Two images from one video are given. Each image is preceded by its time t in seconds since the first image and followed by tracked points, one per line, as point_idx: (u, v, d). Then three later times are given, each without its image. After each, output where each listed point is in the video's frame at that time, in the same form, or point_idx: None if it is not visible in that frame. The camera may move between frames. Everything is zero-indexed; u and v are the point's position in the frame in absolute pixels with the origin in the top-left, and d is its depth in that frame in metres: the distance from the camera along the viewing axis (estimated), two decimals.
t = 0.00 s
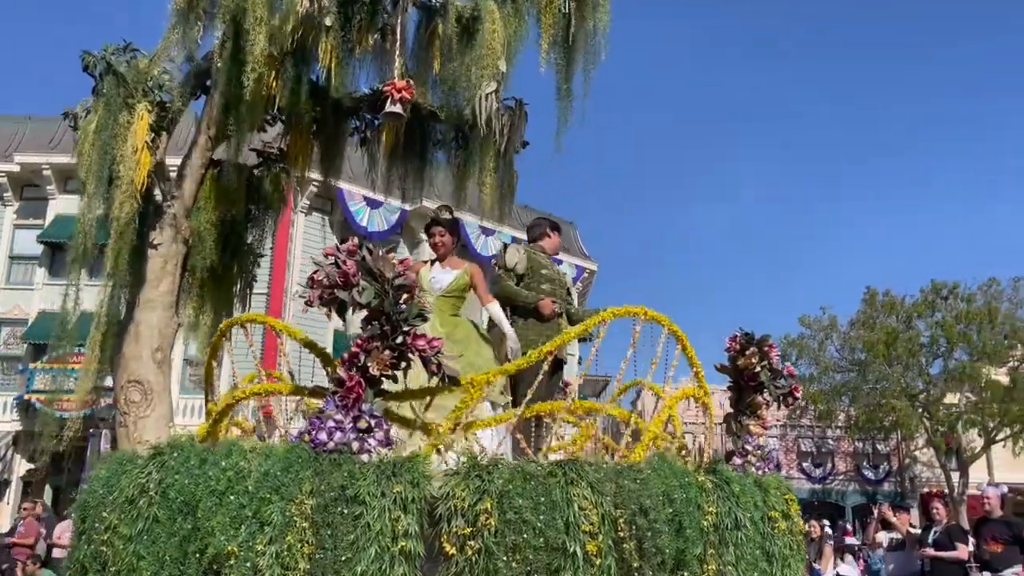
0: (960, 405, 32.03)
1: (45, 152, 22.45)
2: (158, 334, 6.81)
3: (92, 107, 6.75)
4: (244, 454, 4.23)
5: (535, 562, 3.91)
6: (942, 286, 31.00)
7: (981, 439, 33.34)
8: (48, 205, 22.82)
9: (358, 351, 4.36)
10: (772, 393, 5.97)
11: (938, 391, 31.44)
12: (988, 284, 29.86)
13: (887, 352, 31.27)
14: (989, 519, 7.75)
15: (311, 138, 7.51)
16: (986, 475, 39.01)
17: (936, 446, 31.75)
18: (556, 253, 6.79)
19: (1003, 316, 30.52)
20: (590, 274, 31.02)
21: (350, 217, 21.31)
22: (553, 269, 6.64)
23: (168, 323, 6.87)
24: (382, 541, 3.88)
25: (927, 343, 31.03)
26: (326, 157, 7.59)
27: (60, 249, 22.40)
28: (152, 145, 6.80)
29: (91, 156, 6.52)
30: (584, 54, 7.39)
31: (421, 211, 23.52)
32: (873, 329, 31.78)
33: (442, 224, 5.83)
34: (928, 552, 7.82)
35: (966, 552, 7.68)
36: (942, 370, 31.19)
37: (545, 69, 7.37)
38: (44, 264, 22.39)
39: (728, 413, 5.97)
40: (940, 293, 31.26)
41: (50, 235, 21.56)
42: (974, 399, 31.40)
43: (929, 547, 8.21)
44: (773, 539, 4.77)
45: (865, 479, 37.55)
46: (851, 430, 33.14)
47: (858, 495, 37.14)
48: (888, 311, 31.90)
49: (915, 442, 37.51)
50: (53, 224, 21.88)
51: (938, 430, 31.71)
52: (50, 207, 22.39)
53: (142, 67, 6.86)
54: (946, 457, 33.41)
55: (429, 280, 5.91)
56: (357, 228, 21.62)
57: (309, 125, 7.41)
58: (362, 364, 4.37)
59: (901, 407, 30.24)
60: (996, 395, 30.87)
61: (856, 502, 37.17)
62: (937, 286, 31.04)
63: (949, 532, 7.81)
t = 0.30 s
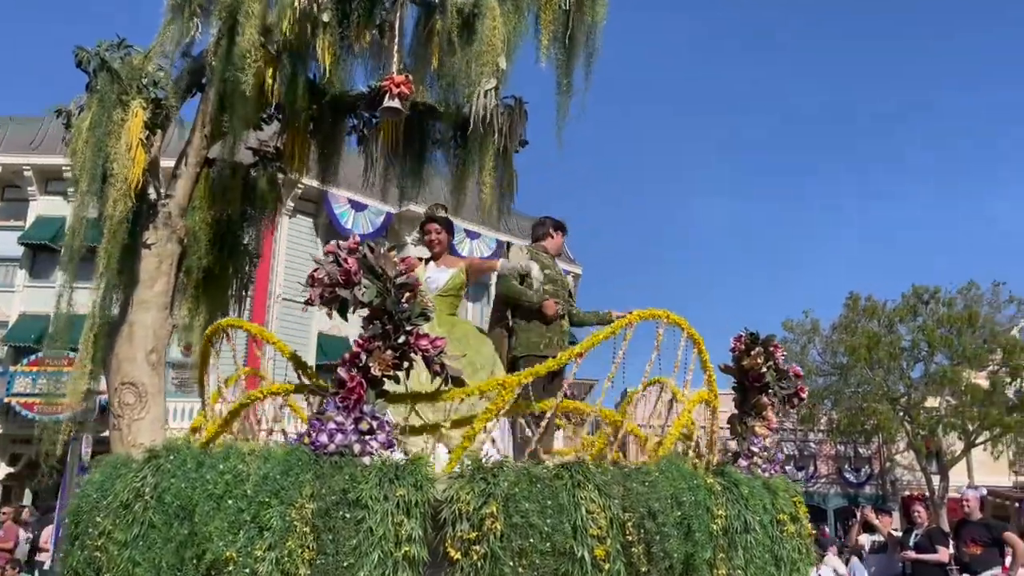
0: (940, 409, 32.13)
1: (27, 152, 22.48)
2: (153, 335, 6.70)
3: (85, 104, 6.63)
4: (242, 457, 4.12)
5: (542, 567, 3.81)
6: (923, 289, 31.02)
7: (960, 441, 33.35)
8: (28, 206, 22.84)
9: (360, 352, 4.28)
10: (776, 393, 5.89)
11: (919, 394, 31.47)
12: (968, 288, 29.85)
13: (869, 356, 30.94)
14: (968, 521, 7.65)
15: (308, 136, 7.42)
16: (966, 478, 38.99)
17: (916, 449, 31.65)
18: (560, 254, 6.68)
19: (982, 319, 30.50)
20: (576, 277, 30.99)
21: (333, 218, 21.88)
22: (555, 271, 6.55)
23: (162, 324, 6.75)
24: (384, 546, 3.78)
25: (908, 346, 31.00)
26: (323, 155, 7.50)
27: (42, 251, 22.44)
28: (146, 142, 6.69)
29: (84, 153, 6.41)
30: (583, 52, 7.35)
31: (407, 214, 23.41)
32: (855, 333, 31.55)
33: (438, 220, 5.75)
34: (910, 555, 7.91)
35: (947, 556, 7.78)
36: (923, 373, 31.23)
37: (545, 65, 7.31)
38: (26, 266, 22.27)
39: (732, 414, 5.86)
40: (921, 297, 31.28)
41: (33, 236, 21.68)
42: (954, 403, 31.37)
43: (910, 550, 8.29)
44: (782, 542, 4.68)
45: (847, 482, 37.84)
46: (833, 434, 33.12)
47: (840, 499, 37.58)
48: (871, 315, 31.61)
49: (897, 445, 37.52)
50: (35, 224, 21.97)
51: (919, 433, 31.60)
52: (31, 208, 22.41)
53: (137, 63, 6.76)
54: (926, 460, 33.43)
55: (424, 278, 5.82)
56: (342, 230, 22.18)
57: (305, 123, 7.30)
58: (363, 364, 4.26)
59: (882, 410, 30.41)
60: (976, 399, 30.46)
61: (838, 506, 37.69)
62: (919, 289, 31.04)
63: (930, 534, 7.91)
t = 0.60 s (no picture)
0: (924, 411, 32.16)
1: (9, 153, 23.28)
2: (148, 336, 6.58)
3: (79, 100, 6.54)
4: (241, 459, 4.00)
5: (551, 572, 3.72)
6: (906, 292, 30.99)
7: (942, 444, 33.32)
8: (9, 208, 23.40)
9: (361, 350, 4.19)
10: (783, 393, 5.81)
11: (902, 397, 31.44)
12: (950, 291, 29.85)
13: (853, 360, 30.86)
14: (950, 523, 7.74)
15: (306, 133, 7.32)
16: (948, 481, 38.94)
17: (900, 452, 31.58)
18: (562, 258, 6.65)
19: (965, 323, 30.47)
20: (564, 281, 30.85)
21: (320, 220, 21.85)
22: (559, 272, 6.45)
23: (158, 323, 6.64)
24: (388, 551, 3.68)
25: (891, 349, 30.95)
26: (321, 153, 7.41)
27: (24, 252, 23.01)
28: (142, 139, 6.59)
29: (79, 151, 6.32)
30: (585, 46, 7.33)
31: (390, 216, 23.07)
32: (839, 336, 31.46)
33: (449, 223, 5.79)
34: (892, 557, 7.84)
35: (930, 557, 7.70)
36: (906, 376, 31.22)
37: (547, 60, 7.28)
38: (8, 266, 22.92)
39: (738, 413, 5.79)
40: (905, 300, 31.22)
41: (15, 237, 22.16)
42: (937, 405, 31.35)
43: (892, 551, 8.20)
44: (792, 545, 4.59)
45: (830, 485, 37.67)
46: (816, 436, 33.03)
47: (823, 501, 37.05)
48: (855, 318, 31.61)
49: (880, 448, 37.43)
50: (18, 224, 22.53)
51: (902, 436, 31.58)
52: (13, 208, 23.06)
53: (132, 59, 6.66)
54: (909, 463, 33.38)
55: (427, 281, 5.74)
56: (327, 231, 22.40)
57: (303, 120, 7.21)
58: (365, 364, 4.19)
59: (866, 413, 30.30)
60: (959, 402, 30.45)
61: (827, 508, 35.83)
62: (902, 293, 31.00)
63: (913, 536, 7.84)
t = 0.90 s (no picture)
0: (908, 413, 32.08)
1: None
2: (145, 334, 6.47)
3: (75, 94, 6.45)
4: (240, 459, 3.91)
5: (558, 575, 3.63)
6: (891, 295, 30.93)
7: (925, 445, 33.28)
8: None
9: (363, 349, 4.12)
10: (790, 392, 5.71)
11: (886, 399, 31.39)
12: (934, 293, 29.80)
13: (838, 362, 30.79)
14: (933, 524, 7.76)
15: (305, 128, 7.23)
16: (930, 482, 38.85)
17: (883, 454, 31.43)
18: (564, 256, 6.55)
19: (948, 325, 30.39)
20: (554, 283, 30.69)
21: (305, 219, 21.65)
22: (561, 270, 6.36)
23: (155, 321, 6.54)
24: (391, 553, 3.59)
25: (875, 351, 30.89)
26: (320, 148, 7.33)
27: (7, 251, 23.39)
28: (138, 133, 6.51)
29: (74, 147, 6.23)
30: (587, 39, 7.33)
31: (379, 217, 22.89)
32: (824, 339, 31.36)
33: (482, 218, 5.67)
34: (876, 557, 7.78)
35: (914, 558, 7.66)
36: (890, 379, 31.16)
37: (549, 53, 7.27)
38: None
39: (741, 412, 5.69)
40: (889, 303, 31.13)
41: None
42: (920, 407, 31.32)
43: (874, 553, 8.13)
44: (802, 547, 4.51)
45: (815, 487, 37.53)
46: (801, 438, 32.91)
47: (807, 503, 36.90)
48: (841, 320, 31.44)
49: (863, 450, 37.34)
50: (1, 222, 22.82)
51: (886, 437, 31.57)
52: None
53: (129, 53, 6.57)
54: (892, 464, 33.30)
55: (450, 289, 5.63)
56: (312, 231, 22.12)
57: (302, 116, 7.12)
58: (367, 362, 4.11)
59: (851, 415, 30.41)
60: (942, 404, 30.41)
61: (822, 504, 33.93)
62: (887, 295, 30.93)
63: (896, 538, 7.76)
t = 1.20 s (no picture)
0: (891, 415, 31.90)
1: None
2: (141, 330, 6.38)
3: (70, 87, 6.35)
4: (236, 458, 3.81)
5: None
6: (875, 297, 30.79)
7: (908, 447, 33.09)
8: None
9: (362, 344, 4.04)
10: (795, 390, 5.62)
11: (869, 401, 31.21)
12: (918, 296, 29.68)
13: (823, 364, 30.60)
14: (914, 526, 7.60)
15: (304, 122, 7.14)
16: (913, 485, 38.65)
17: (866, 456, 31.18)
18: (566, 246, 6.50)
19: (930, 328, 30.27)
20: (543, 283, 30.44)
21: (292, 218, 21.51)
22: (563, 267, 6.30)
23: (151, 317, 6.45)
24: (390, 555, 3.50)
25: (859, 354, 30.72)
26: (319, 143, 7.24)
27: None
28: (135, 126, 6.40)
29: (69, 141, 6.13)
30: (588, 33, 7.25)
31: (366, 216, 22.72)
32: (809, 340, 31.15)
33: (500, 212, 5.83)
34: (857, 558, 7.69)
35: (894, 559, 7.54)
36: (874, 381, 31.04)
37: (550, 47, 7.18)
38: None
39: (749, 412, 5.64)
40: (872, 306, 30.99)
41: None
42: (903, 410, 31.09)
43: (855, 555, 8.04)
44: (809, 549, 4.41)
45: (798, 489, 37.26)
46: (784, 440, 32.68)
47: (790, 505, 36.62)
48: (825, 323, 31.22)
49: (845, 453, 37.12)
50: None
51: (868, 439, 31.39)
52: None
53: (125, 45, 6.48)
54: (875, 466, 33.09)
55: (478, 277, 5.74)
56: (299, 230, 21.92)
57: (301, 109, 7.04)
58: (366, 359, 4.03)
59: (834, 417, 30.25)
60: (924, 406, 30.20)
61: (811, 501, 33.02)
62: (870, 297, 30.77)
63: (878, 538, 7.68)
